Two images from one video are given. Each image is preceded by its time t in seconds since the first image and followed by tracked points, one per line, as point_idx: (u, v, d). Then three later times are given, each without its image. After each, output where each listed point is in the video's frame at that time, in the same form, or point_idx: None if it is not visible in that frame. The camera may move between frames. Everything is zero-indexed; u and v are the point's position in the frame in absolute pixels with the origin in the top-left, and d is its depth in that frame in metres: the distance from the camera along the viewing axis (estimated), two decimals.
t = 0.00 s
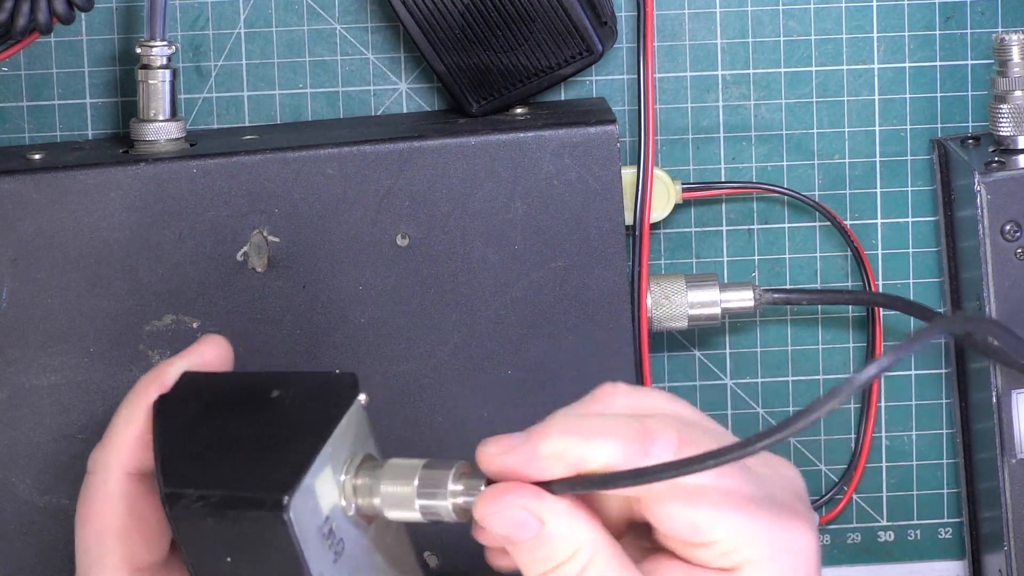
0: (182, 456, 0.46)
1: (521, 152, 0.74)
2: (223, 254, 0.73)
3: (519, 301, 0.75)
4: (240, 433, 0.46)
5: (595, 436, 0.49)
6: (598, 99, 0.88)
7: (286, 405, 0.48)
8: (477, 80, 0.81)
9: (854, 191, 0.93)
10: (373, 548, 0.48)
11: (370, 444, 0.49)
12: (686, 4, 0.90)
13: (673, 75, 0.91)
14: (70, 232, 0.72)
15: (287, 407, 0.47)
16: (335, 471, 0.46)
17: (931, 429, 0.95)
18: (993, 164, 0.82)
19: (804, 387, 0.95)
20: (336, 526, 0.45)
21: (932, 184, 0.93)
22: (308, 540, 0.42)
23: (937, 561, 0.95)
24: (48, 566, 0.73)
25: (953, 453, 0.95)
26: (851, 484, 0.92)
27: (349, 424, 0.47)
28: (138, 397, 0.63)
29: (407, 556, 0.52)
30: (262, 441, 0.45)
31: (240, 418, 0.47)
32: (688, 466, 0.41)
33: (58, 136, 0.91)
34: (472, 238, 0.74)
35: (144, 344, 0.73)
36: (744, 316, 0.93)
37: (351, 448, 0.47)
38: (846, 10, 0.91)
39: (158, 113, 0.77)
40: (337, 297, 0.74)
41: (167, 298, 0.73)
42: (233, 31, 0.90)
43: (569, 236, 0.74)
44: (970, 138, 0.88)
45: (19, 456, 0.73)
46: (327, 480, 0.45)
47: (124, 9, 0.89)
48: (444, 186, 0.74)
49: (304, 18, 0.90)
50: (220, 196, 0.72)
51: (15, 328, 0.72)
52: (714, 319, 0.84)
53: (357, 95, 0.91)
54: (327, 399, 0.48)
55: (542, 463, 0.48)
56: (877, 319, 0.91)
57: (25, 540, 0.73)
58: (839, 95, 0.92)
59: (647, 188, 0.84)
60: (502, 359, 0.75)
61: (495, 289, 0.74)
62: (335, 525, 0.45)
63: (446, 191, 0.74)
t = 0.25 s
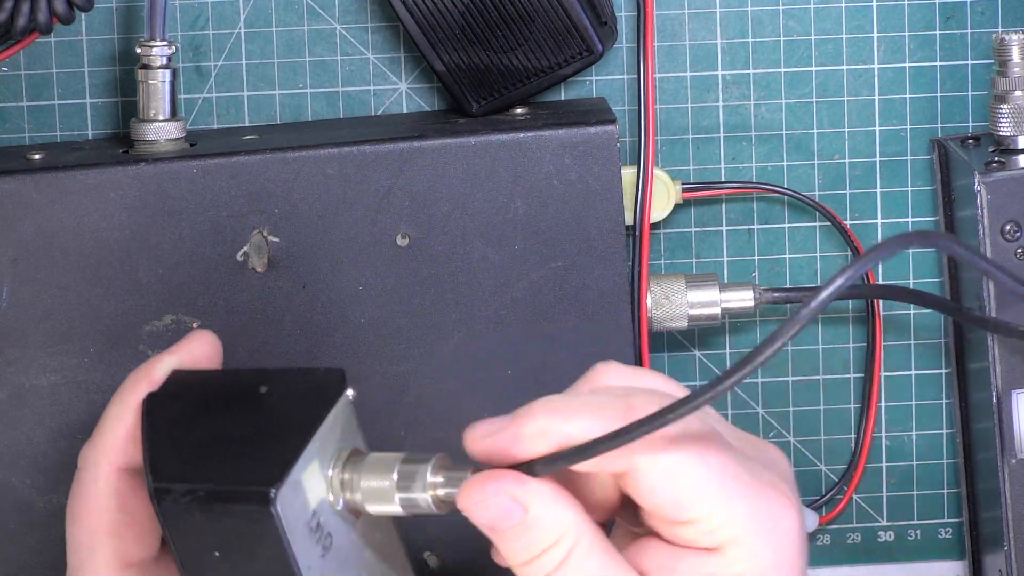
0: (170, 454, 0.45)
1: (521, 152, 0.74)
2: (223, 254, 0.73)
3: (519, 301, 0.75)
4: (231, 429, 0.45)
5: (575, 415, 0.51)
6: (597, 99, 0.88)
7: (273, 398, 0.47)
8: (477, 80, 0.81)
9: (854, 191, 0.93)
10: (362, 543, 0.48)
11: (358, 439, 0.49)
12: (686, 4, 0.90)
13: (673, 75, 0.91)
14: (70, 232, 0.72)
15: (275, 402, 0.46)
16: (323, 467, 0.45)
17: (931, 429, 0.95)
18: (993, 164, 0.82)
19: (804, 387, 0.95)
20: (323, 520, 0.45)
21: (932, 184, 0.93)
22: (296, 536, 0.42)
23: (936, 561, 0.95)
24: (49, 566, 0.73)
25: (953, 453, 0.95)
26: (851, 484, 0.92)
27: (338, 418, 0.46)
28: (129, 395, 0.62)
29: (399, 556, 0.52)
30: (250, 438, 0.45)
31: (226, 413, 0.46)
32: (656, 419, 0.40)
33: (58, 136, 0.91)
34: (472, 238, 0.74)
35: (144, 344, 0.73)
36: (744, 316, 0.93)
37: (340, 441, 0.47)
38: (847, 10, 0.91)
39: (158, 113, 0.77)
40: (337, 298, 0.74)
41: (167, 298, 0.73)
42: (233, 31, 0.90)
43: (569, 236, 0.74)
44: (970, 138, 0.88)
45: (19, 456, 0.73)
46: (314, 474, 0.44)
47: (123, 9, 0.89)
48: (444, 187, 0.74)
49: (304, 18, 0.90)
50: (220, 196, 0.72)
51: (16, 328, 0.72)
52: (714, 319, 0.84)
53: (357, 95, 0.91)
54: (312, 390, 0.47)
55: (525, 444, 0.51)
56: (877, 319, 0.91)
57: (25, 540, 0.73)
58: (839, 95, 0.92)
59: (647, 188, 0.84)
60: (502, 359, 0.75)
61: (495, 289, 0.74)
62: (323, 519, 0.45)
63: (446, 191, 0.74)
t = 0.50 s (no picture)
0: (169, 454, 0.45)
1: (521, 152, 0.74)
2: (223, 254, 0.73)
3: (519, 301, 0.75)
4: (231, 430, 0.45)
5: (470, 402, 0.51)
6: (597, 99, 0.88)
7: (274, 401, 0.47)
8: (477, 80, 0.81)
9: (854, 191, 0.93)
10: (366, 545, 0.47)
11: (373, 436, 0.47)
12: (686, 4, 0.90)
13: (673, 75, 0.91)
14: (70, 232, 0.71)
15: (275, 403, 0.47)
16: (327, 471, 0.44)
17: (931, 429, 0.95)
18: (993, 164, 0.82)
19: (804, 387, 0.95)
20: (328, 524, 0.44)
21: (932, 184, 0.93)
22: (298, 540, 0.41)
23: (936, 561, 0.95)
24: (49, 565, 0.73)
25: (953, 453, 0.95)
26: (851, 484, 0.92)
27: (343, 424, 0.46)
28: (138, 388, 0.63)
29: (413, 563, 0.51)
30: (251, 438, 0.44)
31: (227, 415, 0.46)
32: (628, 440, 0.42)
33: (58, 136, 0.91)
34: (472, 238, 0.74)
35: (143, 344, 0.73)
36: (744, 316, 0.93)
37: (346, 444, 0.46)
38: (847, 11, 0.91)
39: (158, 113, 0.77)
40: (338, 298, 0.74)
41: (167, 298, 0.72)
42: (233, 31, 0.90)
43: (569, 236, 0.74)
44: (970, 138, 0.88)
45: (19, 456, 0.73)
46: (316, 477, 0.43)
47: (123, 9, 0.89)
48: (444, 187, 0.74)
49: (304, 18, 0.90)
50: (220, 197, 0.72)
51: (15, 328, 0.72)
52: (714, 319, 0.84)
53: (357, 95, 0.91)
54: (312, 392, 0.47)
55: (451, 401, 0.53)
56: (877, 319, 0.91)
57: (25, 540, 0.73)
58: (839, 95, 0.92)
59: (647, 188, 0.84)
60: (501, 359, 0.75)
61: (495, 289, 0.74)
62: (326, 523, 0.43)
63: (446, 191, 0.74)
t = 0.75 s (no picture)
0: (178, 466, 0.45)
1: (521, 152, 0.74)
2: (223, 255, 0.73)
3: (519, 301, 0.75)
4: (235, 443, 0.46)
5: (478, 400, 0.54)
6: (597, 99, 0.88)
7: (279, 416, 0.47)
8: (477, 80, 0.81)
9: (854, 191, 0.93)
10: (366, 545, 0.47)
11: (372, 458, 0.48)
12: (686, 4, 0.90)
13: (673, 75, 0.91)
14: (70, 232, 0.71)
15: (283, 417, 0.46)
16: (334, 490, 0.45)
17: (931, 429, 0.95)
18: (993, 164, 0.82)
19: (805, 387, 0.95)
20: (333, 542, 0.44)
21: (933, 184, 0.93)
22: (302, 557, 0.42)
23: (936, 561, 0.95)
24: (49, 566, 0.73)
25: (953, 453, 0.95)
26: (851, 484, 0.92)
27: (349, 443, 0.46)
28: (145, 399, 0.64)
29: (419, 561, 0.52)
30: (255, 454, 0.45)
31: (235, 427, 0.47)
32: (637, 470, 0.41)
33: (58, 136, 0.91)
34: (472, 238, 0.74)
35: (144, 344, 0.73)
36: (744, 316, 0.93)
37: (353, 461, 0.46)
38: (847, 11, 0.91)
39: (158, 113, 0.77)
40: (337, 298, 0.74)
41: (168, 298, 0.73)
42: (233, 31, 0.90)
43: (569, 236, 0.74)
44: (970, 138, 0.88)
45: (19, 456, 0.73)
46: (322, 498, 0.44)
47: (123, 9, 0.89)
48: (444, 187, 0.74)
49: (304, 18, 0.90)
50: (220, 197, 0.72)
51: (15, 328, 0.72)
52: (714, 319, 0.84)
53: (357, 95, 0.91)
54: (321, 409, 0.47)
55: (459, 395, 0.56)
56: (877, 319, 0.91)
57: (25, 540, 0.73)
58: (839, 95, 0.92)
59: (647, 188, 0.84)
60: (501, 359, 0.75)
61: (495, 289, 0.74)
62: (331, 542, 0.44)
63: (446, 191, 0.74)
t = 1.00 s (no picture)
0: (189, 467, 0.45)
1: (521, 152, 0.74)
2: (223, 255, 0.73)
3: (519, 301, 0.75)
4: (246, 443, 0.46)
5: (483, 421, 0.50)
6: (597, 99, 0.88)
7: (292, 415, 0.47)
8: (477, 80, 0.81)
9: (854, 191, 0.93)
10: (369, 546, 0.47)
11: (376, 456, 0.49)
12: (686, 4, 0.90)
13: (673, 75, 0.91)
14: (70, 232, 0.71)
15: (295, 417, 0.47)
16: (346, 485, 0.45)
17: (931, 429, 0.95)
18: (993, 164, 0.82)
19: (804, 387, 0.95)
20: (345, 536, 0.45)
21: (932, 184, 0.93)
22: (315, 553, 0.42)
23: (936, 561, 0.95)
24: (49, 566, 0.73)
25: (953, 453, 0.95)
26: (851, 484, 0.92)
27: (361, 440, 0.46)
28: (160, 397, 0.64)
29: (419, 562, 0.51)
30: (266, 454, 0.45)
31: (245, 429, 0.47)
32: (646, 463, 0.43)
33: (58, 136, 0.91)
34: (472, 238, 0.74)
35: (144, 344, 0.73)
36: (744, 316, 0.93)
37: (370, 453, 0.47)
38: (847, 11, 0.91)
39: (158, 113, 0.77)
40: (337, 298, 0.74)
41: (168, 298, 0.73)
42: (233, 31, 0.90)
43: (568, 236, 0.74)
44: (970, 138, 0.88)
45: (19, 456, 0.73)
46: (341, 489, 0.44)
47: (123, 9, 0.89)
48: (444, 188, 0.74)
49: (304, 18, 0.90)
50: (220, 197, 0.72)
51: (15, 328, 0.72)
52: (714, 319, 0.84)
53: (357, 95, 0.91)
54: (337, 409, 0.47)
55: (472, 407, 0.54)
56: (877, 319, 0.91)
57: (25, 540, 0.73)
58: (839, 95, 0.92)
59: (647, 188, 0.84)
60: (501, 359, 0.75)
61: (495, 289, 0.74)
62: (344, 536, 0.44)
63: (446, 191, 0.74)
